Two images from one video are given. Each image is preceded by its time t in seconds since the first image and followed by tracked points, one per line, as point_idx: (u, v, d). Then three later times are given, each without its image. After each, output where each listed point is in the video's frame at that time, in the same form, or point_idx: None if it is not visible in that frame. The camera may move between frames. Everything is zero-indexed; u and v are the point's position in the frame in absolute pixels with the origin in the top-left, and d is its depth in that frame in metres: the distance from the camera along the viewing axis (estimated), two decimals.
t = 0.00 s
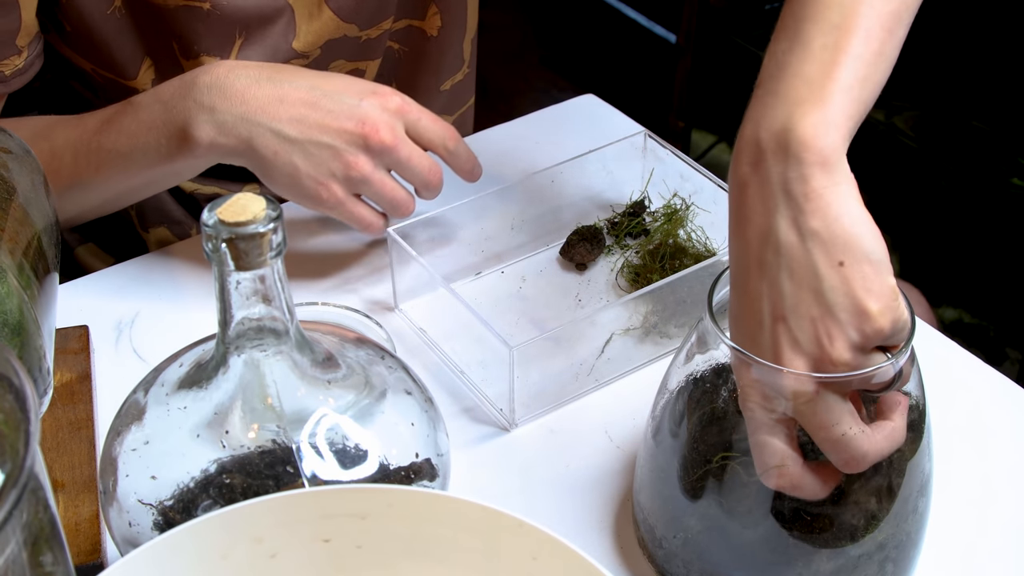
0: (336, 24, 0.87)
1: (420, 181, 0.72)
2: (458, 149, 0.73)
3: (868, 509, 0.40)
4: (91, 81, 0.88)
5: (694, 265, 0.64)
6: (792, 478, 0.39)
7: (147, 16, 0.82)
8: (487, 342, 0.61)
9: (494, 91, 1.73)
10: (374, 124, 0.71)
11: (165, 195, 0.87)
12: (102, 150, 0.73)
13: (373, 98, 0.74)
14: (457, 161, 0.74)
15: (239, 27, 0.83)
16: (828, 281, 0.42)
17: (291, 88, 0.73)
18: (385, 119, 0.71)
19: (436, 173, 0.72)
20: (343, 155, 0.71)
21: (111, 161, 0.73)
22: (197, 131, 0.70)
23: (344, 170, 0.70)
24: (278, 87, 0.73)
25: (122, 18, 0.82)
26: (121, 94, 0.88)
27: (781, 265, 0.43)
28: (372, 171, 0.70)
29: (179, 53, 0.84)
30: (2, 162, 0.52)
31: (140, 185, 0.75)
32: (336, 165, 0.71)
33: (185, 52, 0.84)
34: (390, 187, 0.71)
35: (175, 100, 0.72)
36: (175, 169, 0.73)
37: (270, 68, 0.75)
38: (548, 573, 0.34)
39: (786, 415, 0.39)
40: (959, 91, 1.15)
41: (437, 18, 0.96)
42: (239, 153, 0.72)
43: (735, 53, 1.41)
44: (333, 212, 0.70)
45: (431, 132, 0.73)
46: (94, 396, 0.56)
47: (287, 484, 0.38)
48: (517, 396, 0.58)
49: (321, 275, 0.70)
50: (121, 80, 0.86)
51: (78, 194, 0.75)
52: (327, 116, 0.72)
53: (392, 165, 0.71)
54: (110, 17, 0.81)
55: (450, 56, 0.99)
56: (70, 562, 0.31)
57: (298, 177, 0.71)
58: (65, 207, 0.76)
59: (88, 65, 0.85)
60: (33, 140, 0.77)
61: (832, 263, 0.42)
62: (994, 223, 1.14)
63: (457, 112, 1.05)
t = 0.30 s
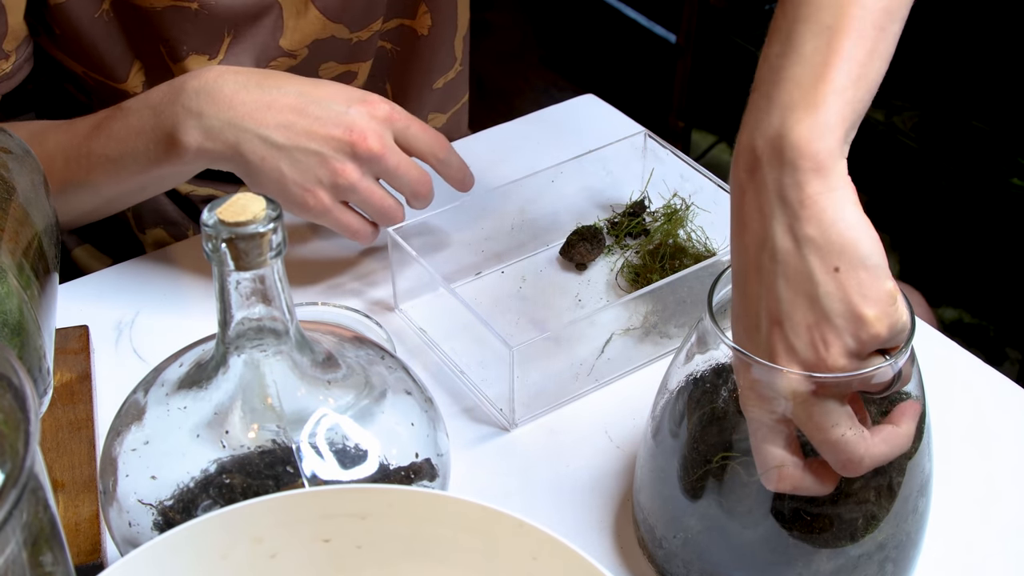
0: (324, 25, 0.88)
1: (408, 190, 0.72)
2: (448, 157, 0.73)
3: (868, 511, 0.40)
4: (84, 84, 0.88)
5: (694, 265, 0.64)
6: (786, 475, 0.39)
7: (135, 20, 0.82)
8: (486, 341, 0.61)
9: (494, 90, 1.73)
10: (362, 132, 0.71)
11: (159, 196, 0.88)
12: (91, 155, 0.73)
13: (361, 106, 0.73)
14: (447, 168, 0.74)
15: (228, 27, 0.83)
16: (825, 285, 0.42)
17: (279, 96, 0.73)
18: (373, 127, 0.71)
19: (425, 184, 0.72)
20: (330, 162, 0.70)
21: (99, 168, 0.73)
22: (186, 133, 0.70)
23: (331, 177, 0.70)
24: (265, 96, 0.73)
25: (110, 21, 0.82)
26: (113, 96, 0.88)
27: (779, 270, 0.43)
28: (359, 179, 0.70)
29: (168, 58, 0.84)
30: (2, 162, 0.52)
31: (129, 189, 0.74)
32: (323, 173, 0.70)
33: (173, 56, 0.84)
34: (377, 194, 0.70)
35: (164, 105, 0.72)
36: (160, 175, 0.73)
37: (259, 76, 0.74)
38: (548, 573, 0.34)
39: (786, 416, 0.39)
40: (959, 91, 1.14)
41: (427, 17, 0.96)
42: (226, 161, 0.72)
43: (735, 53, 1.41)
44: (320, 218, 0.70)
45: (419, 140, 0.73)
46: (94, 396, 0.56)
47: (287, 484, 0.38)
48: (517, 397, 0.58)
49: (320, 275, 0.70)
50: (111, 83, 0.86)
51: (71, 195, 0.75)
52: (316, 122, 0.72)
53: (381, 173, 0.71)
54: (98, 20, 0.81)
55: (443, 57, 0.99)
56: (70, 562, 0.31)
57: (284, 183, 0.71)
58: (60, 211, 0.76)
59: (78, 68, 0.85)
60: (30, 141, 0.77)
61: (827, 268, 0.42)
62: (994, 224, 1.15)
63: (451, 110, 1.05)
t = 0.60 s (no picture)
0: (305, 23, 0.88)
1: (392, 192, 0.72)
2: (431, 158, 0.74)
3: (866, 510, 0.40)
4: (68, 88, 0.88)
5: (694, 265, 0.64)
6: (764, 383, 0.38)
7: (119, 27, 0.82)
8: (485, 340, 0.61)
9: (494, 91, 1.72)
10: (342, 134, 0.72)
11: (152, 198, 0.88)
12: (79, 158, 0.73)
13: (342, 109, 0.74)
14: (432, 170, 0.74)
15: (212, 27, 0.83)
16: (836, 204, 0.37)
17: (259, 97, 0.75)
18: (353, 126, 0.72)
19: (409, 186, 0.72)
20: (311, 167, 0.72)
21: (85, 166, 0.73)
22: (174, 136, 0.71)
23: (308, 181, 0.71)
24: (247, 97, 0.74)
25: (93, 28, 0.82)
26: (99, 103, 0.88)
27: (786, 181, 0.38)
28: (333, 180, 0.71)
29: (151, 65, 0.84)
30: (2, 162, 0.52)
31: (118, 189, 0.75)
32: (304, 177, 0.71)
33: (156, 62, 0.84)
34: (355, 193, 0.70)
35: (151, 107, 0.72)
36: (143, 179, 0.73)
37: (240, 79, 0.76)
38: (548, 573, 0.34)
39: (787, 417, 0.38)
40: (959, 91, 1.14)
41: (415, 11, 0.96)
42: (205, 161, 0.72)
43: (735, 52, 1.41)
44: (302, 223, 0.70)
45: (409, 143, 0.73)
46: (94, 396, 0.56)
47: (287, 484, 0.38)
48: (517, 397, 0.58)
49: (319, 275, 0.70)
50: (94, 89, 0.86)
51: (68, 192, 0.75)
52: (294, 129, 0.73)
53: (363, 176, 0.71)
54: (81, 27, 0.82)
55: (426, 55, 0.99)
56: (70, 562, 0.31)
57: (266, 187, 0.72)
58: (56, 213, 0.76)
59: (63, 74, 0.85)
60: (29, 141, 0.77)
61: (838, 183, 0.37)
62: (993, 224, 1.15)
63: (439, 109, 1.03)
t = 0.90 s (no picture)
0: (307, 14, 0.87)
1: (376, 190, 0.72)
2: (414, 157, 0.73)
3: (866, 510, 0.40)
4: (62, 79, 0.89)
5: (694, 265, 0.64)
6: (678, 127, 0.48)
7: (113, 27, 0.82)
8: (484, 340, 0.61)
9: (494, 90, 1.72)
10: (323, 133, 0.72)
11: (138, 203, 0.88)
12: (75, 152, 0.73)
13: (323, 107, 0.74)
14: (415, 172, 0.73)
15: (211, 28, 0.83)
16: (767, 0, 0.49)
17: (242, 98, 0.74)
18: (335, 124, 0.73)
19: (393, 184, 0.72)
20: (293, 165, 0.72)
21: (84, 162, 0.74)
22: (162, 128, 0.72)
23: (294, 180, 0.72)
24: (227, 97, 0.74)
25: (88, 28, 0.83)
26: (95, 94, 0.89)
27: None
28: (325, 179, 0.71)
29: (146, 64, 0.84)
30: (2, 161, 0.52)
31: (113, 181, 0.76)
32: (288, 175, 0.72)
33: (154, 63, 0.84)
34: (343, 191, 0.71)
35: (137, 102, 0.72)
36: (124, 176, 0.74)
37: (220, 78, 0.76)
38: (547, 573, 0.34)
39: (785, 415, 0.39)
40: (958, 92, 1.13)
41: None
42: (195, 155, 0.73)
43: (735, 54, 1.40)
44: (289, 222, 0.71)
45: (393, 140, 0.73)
46: (94, 396, 0.56)
47: (287, 484, 0.38)
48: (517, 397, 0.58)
49: (318, 276, 0.70)
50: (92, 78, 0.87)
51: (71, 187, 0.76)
52: (277, 129, 0.73)
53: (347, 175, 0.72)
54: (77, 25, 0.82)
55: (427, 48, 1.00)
56: (70, 562, 0.31)
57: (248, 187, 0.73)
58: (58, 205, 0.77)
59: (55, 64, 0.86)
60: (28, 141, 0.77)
61: None
62: (995, 223, 1.15)
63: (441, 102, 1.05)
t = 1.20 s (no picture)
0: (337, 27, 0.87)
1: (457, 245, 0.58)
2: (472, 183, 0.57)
3: (867, 510, 0.40)
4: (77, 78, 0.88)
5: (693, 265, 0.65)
6: (501, 76, 0.77)
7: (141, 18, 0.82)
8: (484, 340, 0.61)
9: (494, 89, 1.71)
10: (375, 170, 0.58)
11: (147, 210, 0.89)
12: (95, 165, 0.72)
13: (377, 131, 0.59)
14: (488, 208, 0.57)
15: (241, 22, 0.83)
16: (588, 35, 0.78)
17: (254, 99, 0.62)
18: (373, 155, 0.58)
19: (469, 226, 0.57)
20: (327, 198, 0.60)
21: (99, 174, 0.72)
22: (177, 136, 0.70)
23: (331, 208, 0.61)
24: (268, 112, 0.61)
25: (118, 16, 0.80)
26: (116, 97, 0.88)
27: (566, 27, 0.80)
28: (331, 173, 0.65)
29: (173, 41, 0.84)
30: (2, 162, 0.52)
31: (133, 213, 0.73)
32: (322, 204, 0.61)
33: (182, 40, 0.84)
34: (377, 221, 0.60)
35: (151, 116, 0.69)
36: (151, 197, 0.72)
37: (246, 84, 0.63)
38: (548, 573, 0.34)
39: (785, 415, 0.39)
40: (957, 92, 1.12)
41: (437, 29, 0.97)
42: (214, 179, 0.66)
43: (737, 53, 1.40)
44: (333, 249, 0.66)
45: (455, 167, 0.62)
46: (94, 396, 0.56)
47: (288, 484, 0.38)
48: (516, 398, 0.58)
49: (318, 276, 0.70)
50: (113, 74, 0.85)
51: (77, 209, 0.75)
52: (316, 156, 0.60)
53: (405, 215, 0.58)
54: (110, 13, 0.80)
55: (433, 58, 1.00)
56: (70, 562, 0.31)
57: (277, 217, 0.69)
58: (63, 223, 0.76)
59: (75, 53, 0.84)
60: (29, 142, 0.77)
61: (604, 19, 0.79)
62: (995, 224, 1.15)
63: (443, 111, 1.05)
